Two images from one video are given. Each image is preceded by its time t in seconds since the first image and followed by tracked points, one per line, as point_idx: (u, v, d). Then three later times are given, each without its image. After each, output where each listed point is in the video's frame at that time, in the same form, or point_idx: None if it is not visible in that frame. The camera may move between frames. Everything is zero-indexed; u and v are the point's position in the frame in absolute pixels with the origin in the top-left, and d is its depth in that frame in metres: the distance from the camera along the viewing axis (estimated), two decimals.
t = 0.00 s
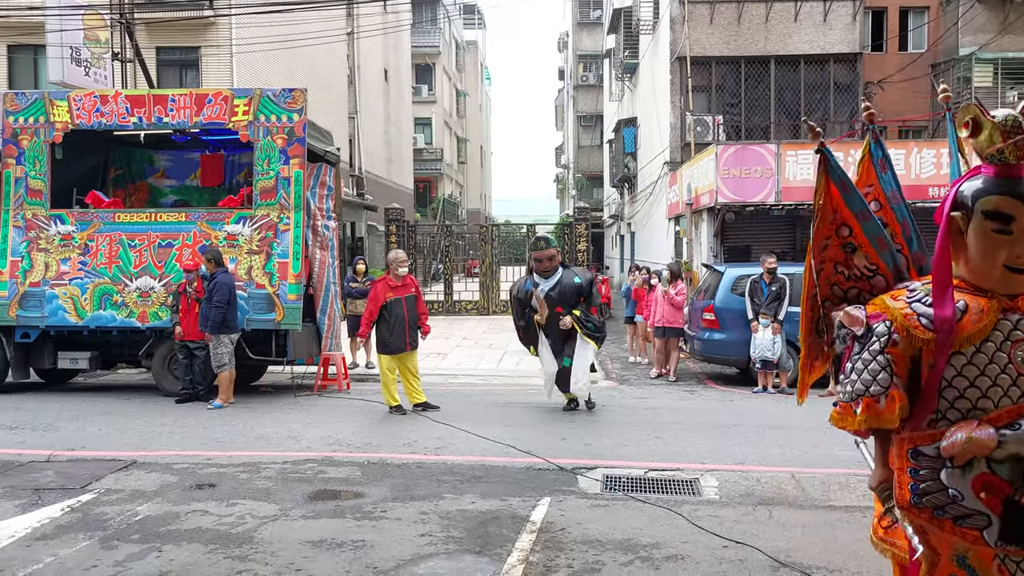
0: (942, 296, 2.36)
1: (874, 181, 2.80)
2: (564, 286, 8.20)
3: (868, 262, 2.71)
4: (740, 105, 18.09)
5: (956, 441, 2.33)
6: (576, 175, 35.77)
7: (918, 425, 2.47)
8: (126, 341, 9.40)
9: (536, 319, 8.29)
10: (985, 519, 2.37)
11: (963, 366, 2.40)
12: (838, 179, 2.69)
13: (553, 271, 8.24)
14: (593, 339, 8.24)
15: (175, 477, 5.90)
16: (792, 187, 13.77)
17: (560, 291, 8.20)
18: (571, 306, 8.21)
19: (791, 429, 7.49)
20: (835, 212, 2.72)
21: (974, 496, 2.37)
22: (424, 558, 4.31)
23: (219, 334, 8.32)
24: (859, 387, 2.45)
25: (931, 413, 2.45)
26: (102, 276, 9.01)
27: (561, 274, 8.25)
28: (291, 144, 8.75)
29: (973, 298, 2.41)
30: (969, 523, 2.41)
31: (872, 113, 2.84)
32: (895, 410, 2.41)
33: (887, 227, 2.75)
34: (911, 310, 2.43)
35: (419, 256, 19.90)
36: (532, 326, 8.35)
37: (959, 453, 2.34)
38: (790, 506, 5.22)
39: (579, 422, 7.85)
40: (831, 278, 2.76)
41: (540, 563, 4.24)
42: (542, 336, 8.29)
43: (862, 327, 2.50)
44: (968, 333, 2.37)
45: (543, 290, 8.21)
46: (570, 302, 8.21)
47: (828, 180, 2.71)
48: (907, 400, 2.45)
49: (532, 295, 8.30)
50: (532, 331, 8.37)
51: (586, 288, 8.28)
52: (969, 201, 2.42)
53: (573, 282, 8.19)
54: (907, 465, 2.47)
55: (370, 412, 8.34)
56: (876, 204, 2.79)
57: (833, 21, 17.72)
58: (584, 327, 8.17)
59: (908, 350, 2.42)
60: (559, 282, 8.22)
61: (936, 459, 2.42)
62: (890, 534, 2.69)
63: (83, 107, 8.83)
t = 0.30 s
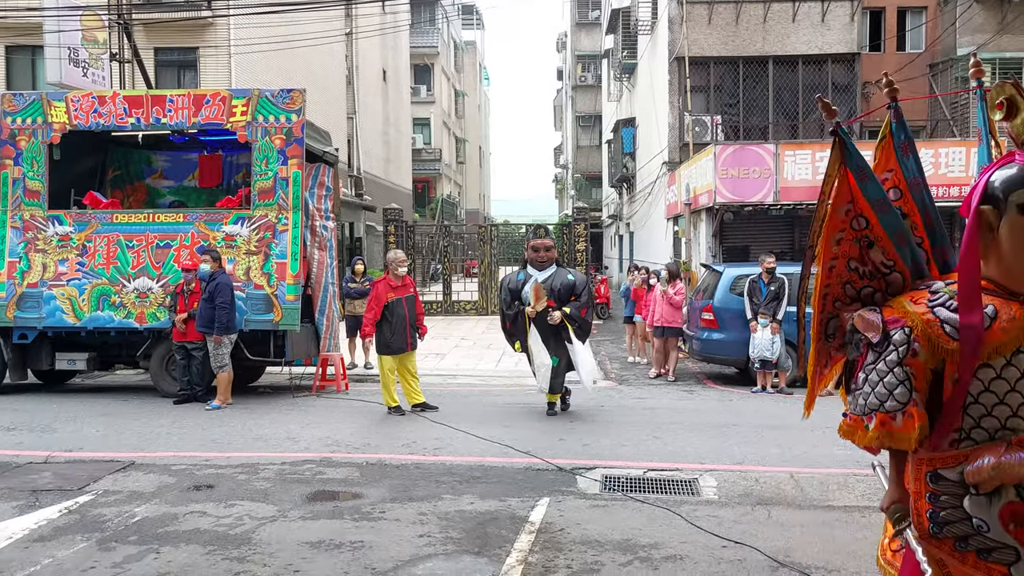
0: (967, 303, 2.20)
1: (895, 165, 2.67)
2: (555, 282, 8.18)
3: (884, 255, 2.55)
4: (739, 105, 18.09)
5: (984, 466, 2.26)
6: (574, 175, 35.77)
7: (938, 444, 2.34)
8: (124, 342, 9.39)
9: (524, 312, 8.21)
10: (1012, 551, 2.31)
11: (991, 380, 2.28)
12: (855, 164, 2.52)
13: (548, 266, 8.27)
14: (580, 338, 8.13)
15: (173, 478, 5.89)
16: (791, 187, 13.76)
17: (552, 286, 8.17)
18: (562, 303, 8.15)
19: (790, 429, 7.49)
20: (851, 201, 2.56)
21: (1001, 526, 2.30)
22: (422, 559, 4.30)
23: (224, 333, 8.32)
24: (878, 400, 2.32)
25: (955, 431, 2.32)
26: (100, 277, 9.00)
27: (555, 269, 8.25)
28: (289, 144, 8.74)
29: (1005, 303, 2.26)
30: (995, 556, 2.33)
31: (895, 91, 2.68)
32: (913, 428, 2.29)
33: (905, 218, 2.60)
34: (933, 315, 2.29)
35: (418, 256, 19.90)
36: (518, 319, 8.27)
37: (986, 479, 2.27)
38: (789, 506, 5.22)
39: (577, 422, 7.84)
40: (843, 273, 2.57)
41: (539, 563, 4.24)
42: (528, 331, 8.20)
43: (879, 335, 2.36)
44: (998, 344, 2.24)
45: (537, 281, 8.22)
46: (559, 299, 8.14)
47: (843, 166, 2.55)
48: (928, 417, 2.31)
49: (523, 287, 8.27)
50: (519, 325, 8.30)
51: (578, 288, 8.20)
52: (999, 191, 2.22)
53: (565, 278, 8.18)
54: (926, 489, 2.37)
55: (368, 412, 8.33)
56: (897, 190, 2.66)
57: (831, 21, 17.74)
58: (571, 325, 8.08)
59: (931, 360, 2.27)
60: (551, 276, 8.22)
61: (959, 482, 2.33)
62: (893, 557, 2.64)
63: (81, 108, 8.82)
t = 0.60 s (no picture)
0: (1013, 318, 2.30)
1: (927, 159, 2.69)
2: (536, 275, 8.05)
3: (912, 258, 2.61)
4: (738, 105, 18.10)
5: None
6: (574, 174, 35.78)
7: (983, 474, 2.45)
8: (124, 342, 9.39)
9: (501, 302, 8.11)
10: None
11: None
12: (882, 158, 2.55)
13: (533, 259, 8.13)
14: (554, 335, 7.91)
15: (173, 478, 5.89)
16: (790, 186, 13.77)
17: (532, 279, 8.04)
18: (540, 295, 8.00)
19: (790, 428, 7.50)
20: (876, 198, 2.59)
21: None
22: (423, 558, 4.32)
23: (221, 334, 8.29)
24: (920, 420, 2.39)
25: (999, 460, 2.43)
26: (100, 277, 9.01)
27: (539, 263, 8.12)
28: (289, 144, 8.75)
29: None
30: None
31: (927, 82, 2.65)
32: (957, 451, 2.36)
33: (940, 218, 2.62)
34: (975, 325, 2.38)
35: (417, 256, 19.91)
36: (496, 308, 8.15)
37: None
38: (789, 505, 5.23)
39: (577, 422, 7.85)
40: (868, 276, 2.63)
41: (538, 562, 4.25)
42: (505, 322, 8.06)
43: (912, 350, 2.44)
44: None
45: (517, 273, 8.10)
46: (538, 292, 8.00)
47: (868, 159, 2.57)
48: (972, 439, 2.40)
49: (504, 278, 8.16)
50: (497, 314, 8.16)
51: (559, 282, 8.04)
52: None
53: (545, 272, 8.05)
54: (972, 529, 2.49)
55: (368, 412, 8.34)
56: (929, 187, 2.69)
57: (831, 21, 17.76)
58: (545, 318, 7.89)
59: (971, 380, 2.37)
60: (534, 269, 8.10)
61: (1006, 519, 2.45)
62: None
63: (81, 108, 8.82)
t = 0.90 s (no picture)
0: None
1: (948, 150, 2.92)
2: (512, 281, 8.03)
3: (932, 259, 2.81)
4: (738, 105, 18.13)
5: None
6: (573, 174, 35.79)
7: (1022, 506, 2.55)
8: (124, 341, 9.40)
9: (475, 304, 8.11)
10: None
11: None
12: (897, 152, 2.77)
13: (513, 266, 8.12)
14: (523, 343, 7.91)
15: (173, 477, 5.91)
16: (789, 186, 13.78)
17: (508, 285, 8.03)
18: (514, 302, 7.98)
19: (789, 428, 7.52)
20: (896, 192, 2.80)
21: None
22: (422, 557, 4.33)
23: (217, 333, 8.30)
24: (953, 443, 2.54)
25: None
26: (100, 276, 9.02)
27: (518, 270, 8.10)
28: (289, 144, 8.76)
29: None
30: None
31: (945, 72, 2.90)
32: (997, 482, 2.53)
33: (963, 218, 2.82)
34: (1013, 342, 2.51)
35: (416, 256, 19.92)
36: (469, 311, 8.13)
37: None
38: (787, 505, 5.24)
39: (577, 422, 7.87)
40: (886, 277, 2.84)
41: (538, 562, 4.26)
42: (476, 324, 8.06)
43: (942, 374, 2.57)
44: None
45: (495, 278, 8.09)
46: (514, 299, 7.99)
47: (885, 150, 2.78)
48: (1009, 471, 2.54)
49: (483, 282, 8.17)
50: (469, 316, 8.13)
51: (535, 292, 8.01)
52: None
53: (522, 280, 8.03)
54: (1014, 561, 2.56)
55: (368, 412, 8.35)
56: (952, 178, 2.92)
57: (831, 21, 17.78)
58: (514, 325, 7.90)
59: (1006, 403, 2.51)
60: (512, 275, 8.08)
61: None
62: None
63: (81, 108, 8.83)
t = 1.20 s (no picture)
0: None
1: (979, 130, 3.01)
2: (501, 273, 8.04)
3: (959, 253, 2.87)
4: (736, 105, 18.13)
5: None
6: (572, 174, 35.78)
7: None
8: (122, 340, 9.39)
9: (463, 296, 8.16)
10: None
11: None
12: (924, 130, 2.85)
13: (505, 258, 8.14)
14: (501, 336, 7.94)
15: (171, 476, 5.91)
16: (788, 186, 13.79)
17: (496, 276, 8.05)
18: (500, 294, 8.00)
19: (787, 428, 7.52)
20: (919, 174, 2.89)
21: None
22: (420, 556, 4.33)
23: (217, 332, 8.29)
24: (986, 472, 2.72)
25: None
26: (99, 275, 9.01)
27: (509, 262, 8.10)
28: (287, 143, 8.76)
29: None
30: None
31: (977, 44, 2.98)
32: None
33: (998, 208, 2.86)
34: None
35: (415, 255, 19.92)
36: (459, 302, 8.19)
37: None
38: (785, 504, 5.25)
39: (576, 421, 7.87)
40: (904, 272, 2.94)
41: (536, 561, 4.26)
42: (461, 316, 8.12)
43: (981, 390, 2.74)
44: None
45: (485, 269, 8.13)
46: (500, 292, 8.01)
47: (910, 129, 2.86)
48: None
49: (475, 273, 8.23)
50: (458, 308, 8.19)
51: (521, 284, 8.01)
52: None
53: (509, 272, 8.03)
54: None
55: (367, 411, 8.35)
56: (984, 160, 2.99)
57: (830, 21, 17.77)
58: (496, 318, 7.94)
59: None
60: (502, 267, 8.10)
61: None
62: None
63: (79, 107, 8.82)
